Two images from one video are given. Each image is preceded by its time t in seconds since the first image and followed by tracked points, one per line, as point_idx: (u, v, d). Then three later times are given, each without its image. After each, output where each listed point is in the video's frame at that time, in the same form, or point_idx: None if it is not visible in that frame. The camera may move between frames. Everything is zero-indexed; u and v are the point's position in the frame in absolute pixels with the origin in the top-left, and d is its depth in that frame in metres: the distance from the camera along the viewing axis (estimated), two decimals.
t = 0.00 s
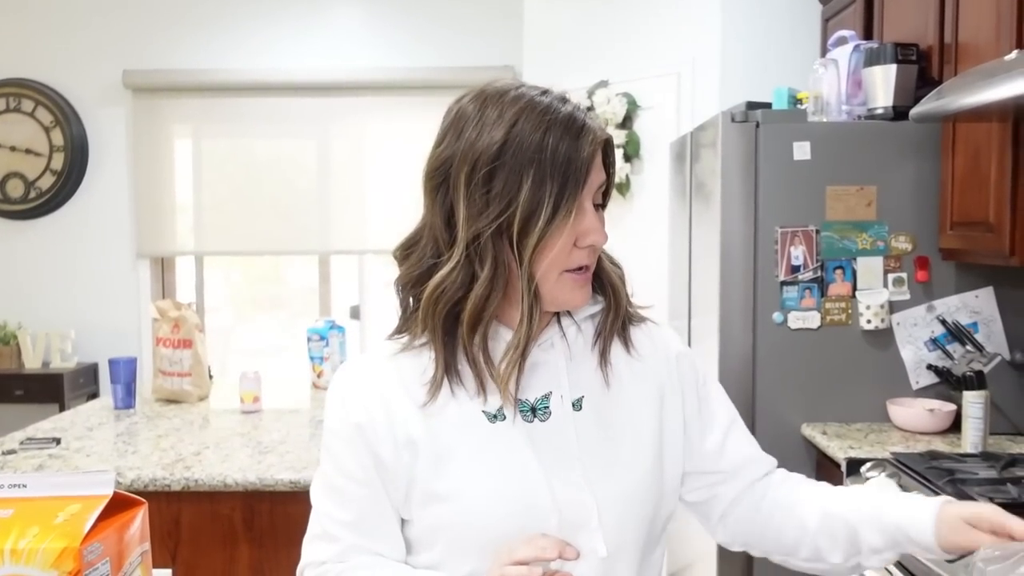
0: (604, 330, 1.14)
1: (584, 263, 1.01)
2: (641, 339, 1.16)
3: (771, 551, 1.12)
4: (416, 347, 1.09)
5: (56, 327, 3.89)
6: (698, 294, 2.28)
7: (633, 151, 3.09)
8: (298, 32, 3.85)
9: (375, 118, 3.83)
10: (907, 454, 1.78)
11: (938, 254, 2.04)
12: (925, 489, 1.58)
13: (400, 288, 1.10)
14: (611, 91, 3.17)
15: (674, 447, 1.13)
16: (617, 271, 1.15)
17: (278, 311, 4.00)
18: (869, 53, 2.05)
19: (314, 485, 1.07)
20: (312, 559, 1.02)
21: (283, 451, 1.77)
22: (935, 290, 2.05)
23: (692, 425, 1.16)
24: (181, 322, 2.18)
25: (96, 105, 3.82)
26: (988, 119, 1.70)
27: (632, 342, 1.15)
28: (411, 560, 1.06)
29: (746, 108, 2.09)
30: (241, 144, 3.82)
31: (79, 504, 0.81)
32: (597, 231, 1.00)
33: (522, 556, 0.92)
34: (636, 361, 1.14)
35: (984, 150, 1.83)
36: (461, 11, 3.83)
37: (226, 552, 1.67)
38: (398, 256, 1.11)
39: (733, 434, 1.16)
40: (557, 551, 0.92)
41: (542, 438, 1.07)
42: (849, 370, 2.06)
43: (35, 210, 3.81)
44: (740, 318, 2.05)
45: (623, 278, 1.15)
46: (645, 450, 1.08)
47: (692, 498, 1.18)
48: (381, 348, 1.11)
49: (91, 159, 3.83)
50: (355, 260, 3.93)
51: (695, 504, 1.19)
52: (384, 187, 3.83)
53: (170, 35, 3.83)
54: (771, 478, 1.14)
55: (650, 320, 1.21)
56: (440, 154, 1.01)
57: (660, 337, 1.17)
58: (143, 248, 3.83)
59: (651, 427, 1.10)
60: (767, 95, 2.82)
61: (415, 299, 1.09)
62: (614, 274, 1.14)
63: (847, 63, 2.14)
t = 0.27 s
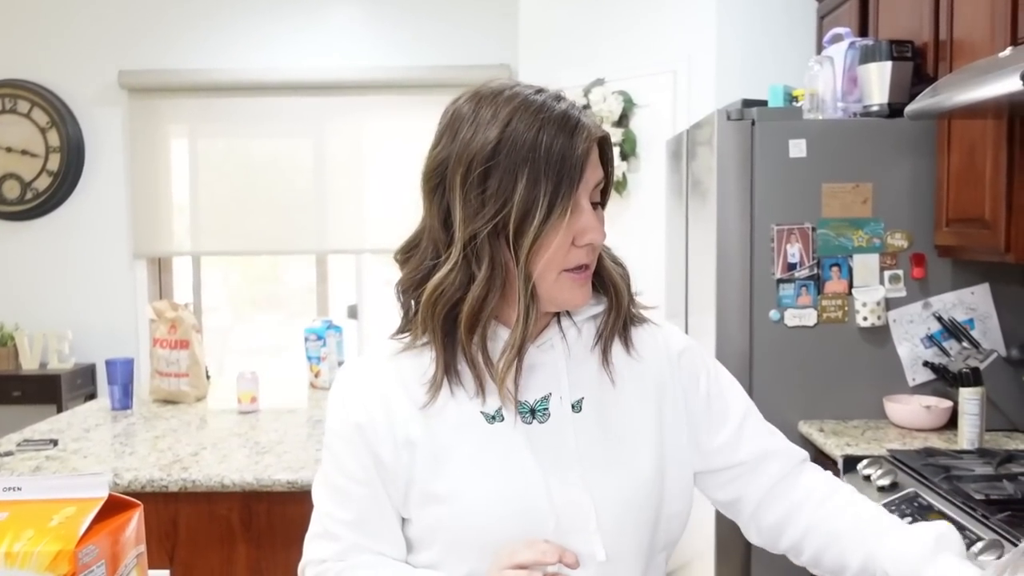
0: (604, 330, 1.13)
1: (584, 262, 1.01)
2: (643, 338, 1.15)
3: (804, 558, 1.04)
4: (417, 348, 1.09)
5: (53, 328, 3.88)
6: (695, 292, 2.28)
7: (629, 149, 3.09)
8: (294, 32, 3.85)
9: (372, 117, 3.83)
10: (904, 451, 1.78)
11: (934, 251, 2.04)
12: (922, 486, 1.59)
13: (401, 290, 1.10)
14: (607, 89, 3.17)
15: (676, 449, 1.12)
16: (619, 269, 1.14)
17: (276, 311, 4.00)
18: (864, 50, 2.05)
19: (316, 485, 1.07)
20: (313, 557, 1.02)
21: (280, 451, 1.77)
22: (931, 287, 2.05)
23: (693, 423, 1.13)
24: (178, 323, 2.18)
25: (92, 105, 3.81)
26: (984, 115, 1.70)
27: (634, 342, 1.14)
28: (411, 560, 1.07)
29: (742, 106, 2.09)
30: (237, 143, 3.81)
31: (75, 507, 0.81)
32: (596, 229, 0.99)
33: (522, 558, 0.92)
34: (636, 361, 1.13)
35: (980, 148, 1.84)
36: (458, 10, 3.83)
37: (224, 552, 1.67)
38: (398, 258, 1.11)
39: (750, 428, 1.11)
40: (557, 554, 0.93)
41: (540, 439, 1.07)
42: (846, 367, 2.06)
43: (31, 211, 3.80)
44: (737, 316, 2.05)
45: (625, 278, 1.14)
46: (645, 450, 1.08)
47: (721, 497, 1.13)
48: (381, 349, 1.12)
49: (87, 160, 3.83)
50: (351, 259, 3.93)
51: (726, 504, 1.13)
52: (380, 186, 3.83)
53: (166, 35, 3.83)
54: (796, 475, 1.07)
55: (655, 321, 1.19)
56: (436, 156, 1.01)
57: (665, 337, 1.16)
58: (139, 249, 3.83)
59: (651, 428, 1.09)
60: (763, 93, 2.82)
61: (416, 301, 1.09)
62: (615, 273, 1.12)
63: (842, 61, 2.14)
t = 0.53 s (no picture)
0: (593, 328, 1.13)
1: (568, 260, 1.00)
2: (632, 336, 1.15)
3: (785, 565, 1.04)
4: (408, 347, 1.09)
5: (50, 329, 3.88)
6: (692, 290, 2.28)
7: (625, 148, 3.09)
8: (290, 32, 3.84)
9: (368, 117, 3.83)
10: (900, 448, 1.79)
11: (930, 248, 2.05)
12: (918, 483, 1.59)
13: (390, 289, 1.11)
14: (603, 87, 3.16)
15: (667, 449, 1.12)
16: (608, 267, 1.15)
17: (272, 312, 4.00)
18: (859, 48, 2.05)
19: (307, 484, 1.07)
20: (306, 556, 1.02)
21: (276, 452, 1.77)
22: (927, 285, 2.05)
23: (687, 424, 1.12)
24: (174, 324, 2.18)
25: (87, 106, 3.81)
26: (979, 113, 1.71)
27: (624, 340, 1.14)
28: (402, 559, 1.07)
29: (737, 104, 2.10)
30: (233, 143, 3.81)
31: (70, 508, 0.81)
32: (580, 227, 0.99)
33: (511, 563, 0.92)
34: (626, 360, 1.13)
35: (975, 145, 1.84)
36: (454, 9, 3.83)
37: (221, 553, 1.67)
38: (389, 257, 1.12)
39: (740, 430, 1.11)
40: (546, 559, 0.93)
41: (530, 436, 1.07)
42: (842, 365, 2.06)
43: (27, 213, 3.80)
44: (733, 314, 2.05)
45: (616, 278, 1.15)
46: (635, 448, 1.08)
47: (706, 500, 1.13)
48: (372, 348, 1.11)
49: (82, 161, 3.82)
50: (348, 259, 3.93)
51: (710, 507, 1.13)
52: (377, 186, 3.83)
53: (161, 35, 3.82)
54: (784, 480, 1.07)
55: (648, 320, 1.19)
56: (422, 153, 1.01)
57: (657, 336, 1.16)
58: (135, 249, 3.82)
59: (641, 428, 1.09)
60: (758, 91, 2.82)
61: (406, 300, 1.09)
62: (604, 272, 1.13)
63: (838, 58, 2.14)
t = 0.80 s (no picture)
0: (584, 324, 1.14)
1: (545, 256, 1.00)
2: (622, 333, 1.15)
3: (768, 559, 1.06)
4: (401, 345, 1.09)
5: (46, 330, 3.87)
6: (689, 289, 2.28)
7: (622, 147, 3.09)
8: (287, 32, 3.84)
9: (366, 116, 3.82)
10: (897, 447, 1.79)
11: (927, 247, 2.05)
12: (916, 481, 1.59)
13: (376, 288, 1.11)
14: (600, 87, 3.16)
15: (658, 444, 1.12)
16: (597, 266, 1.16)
17: (269, 311, 3.99)
18: (857, 47, 2.05)
19: (300, 485, 1.06)
20: (300, 557, 1.02)
21: (274, 451, 1.77)
22: (925, 284, 2.05)
23: (677, 418, 1.13)
24: (172, 323, 2.17)
25: (84, 105, 3.80)
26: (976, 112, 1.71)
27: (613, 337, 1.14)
28: (396, 559, 1.06)
29: (734, 103, 2.10)
30: (230, 143, 3.80)
31: (69, 507, 0.81)
32: (556, 224, 0.99)
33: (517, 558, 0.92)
34: (617, 356, 1.13)
35: (971, 143, 1.84)
36: (452, 8, 3.83)
37: (220, 553, 1.67)
38: (376, 257, 1.13)
39: (729, 428, 1.13)
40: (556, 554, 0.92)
41: (525, 432, 1.07)
42: (839, 364, 2.07)
43: (23, 213, 3.79)
44: (731, 314, 2.05)
45: (604, 275, 1.16)
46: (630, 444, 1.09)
47: (694, 496, 1.14)
48: (365, 348, 1.11)
49: (79, 160, 3.81)
50: (345, 259, 3.93)
51: (698, 503, 1.15)
52: (374, 185, 3.82)
53: (157, 35, 3.82)
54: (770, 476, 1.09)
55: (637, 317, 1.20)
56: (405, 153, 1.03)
57: (647, 332, 1.16)
58: (132, 249, 3.81)
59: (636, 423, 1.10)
60: (755, 90, 2.82)
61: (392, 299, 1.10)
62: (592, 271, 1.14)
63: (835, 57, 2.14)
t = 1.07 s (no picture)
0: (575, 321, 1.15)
1: (510, 245, 1.01)
2: (610, 331, 1.17)
3: (742, 548, 1.11)
4: (392, 345, 1.09)
5: (40, 330, 3.86)
6: (685, 290, 2.28)
7: (618, 147, 3.10)
8: (282, 31, 3.83)
9: (362, 116, 3.82)
10: (893, 446, 1.79)
11: (922, 247, 2.06)
12: (911, 481, 1.59)
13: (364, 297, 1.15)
14: (596, 87, 3.17)
15: (651, 440, 1.13)
16: (583, 259, 1.17)
17: (265, 311, 3.98)
18: (852, 47, 2.06)
19: (292, 483, 1.06)
20: (290, 555, 1.01)
21: (270, 452, 1.76)
22: (920, 284, 2.06)
23: (668, 415, 1.15)
24: (166, 324, 2.17)
25: (79, 105, 3.79)
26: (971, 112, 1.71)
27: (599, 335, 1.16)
28: (388, 557, 1.06)
29: (730, 103, 2.10)
30: (225, 143, 3.79)
31: (63, 508, 0.81)
32: (515, 212, 1.01)
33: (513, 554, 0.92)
34: (607, 352, 1.15)
35: (966, 143, 1.85)
36: (449, 8, 3.83)
37: (215, 553, 1.67)
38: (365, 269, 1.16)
39: (718, 431, 1.15)
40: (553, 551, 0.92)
41: (519, 428, 1.07)
42: (834, 364, 2.07)
43: (17, 212, 3.78)
44: (726, 314, 2.06)
45: (589, 268, 1.17)
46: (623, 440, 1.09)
47: (680, 497, 1.17)
48: (357, 347, 1.11)
49: (73, 160, 3.80)
50: (340, 259, 3.92)
51: (683, 504, 1.17)
52: (369, 185, 3.82)
53: (153, 35, 3.81)
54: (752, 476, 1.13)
55: (627, 317, 1.21)
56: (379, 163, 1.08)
57: (636, 332, 1.18)
58: (126, 249, 3.80)
59: (628, 419, 1.10)
60: (751, 90, 2.82)
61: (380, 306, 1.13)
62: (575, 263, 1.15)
63: (830, 58, 2.15)
